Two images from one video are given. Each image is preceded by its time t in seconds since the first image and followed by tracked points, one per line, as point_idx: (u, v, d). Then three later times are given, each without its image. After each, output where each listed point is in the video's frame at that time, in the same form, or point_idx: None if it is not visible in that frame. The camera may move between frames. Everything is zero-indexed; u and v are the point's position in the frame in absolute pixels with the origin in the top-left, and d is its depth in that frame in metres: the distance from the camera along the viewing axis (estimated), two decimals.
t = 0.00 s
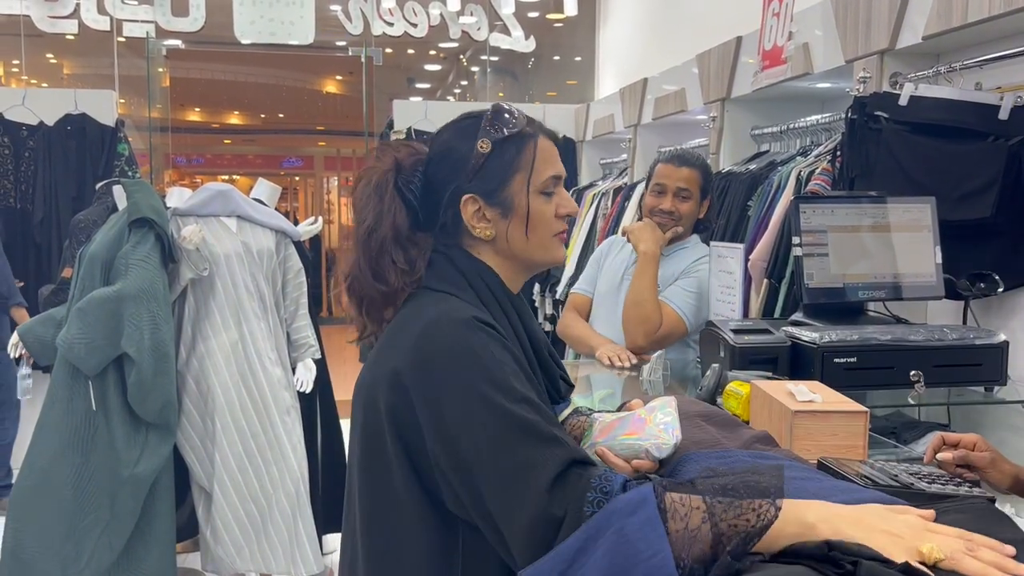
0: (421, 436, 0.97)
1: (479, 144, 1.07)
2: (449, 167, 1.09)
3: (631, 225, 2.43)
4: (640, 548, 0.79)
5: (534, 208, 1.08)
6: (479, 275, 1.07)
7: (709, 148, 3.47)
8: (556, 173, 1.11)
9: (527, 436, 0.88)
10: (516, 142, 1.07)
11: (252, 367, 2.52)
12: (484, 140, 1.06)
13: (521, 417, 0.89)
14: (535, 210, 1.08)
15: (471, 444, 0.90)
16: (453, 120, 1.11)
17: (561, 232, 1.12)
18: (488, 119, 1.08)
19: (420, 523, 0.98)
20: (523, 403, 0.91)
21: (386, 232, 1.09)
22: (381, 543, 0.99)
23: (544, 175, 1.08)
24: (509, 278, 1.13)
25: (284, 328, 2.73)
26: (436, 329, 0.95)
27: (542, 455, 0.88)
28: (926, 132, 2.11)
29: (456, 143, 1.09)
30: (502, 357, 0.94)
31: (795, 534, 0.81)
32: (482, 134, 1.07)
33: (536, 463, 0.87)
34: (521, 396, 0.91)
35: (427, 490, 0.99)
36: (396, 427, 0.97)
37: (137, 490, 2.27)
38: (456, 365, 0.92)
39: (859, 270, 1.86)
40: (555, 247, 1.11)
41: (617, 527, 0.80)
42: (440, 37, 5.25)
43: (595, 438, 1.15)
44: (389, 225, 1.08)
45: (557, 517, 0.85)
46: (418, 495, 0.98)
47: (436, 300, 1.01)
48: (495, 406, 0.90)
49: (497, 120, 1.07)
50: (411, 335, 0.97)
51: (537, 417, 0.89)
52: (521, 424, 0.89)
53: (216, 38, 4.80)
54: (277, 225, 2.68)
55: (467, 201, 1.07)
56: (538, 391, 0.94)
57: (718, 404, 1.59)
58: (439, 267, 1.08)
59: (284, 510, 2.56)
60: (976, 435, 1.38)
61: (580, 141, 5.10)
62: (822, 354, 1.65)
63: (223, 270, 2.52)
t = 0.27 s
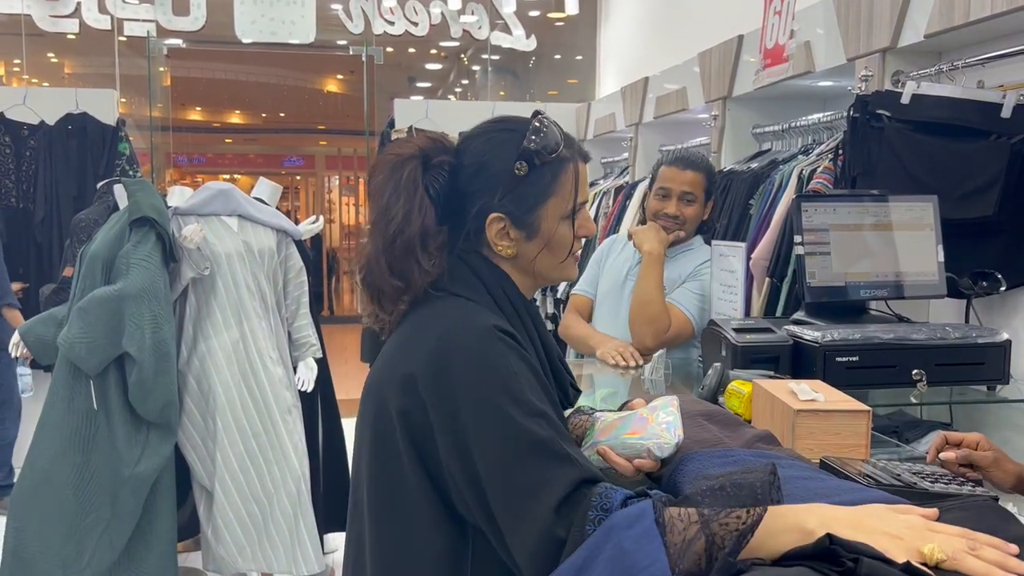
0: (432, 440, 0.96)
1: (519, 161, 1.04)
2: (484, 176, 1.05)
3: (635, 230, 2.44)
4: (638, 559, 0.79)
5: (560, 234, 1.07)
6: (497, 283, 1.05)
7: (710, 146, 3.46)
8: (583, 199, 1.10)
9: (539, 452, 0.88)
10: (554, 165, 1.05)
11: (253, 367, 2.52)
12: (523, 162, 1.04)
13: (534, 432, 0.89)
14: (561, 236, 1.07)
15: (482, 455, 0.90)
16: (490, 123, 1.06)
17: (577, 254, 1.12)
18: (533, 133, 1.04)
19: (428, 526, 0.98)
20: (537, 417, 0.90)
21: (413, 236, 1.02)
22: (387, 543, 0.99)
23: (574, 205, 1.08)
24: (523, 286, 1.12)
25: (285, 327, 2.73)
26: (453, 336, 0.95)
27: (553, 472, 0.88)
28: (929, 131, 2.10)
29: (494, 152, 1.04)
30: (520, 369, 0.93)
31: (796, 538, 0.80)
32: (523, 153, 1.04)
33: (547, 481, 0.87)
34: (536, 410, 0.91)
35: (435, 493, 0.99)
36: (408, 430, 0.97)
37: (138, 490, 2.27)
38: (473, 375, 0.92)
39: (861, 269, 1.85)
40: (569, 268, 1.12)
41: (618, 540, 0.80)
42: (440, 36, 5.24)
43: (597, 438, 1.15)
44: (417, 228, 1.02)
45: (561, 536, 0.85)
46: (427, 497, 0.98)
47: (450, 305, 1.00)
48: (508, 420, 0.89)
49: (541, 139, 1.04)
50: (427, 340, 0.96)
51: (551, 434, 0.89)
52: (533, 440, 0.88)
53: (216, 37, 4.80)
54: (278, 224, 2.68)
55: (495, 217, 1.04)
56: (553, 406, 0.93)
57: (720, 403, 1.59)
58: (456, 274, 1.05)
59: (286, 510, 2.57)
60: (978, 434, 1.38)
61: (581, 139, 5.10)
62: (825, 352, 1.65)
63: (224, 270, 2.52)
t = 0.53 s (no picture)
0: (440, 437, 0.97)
1: (534, 160, 1.03)
2: (500, 173, 1.04)
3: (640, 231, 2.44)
4: (641, 559, 0.79)
5: (571, 235, 1.07)
6: (506, 281, 1.05)
7: (711, 145, 3.46)
8: (596, 201, 1.09)
9: (546, 452, 0.88)
10: (569, 166, 1.05)
11: (255, 366, 2.52)
12: (539, 160, 1.03)
13: (541, 432, 0.88)
14: (572, 237, 1.07)
15: (489, 453, 0.90)
16: (507, 121, 1.06)
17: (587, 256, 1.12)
18: (549, 133, 1.04)
19: (433, 523, 0.98)
20: (544, 417, 0.90)
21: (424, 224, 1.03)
22: (393, 539, 0.99)
23: (587, 207, 1.07)
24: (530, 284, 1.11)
25: (287, 326, 2.72)
26: (462, 334, 0.95)
27: (558, 472, 0.87)
28: (931, 129, 2.10)
29: (510, 150, 1.04)
30: (528, 368, 0.93)
31: (798, 538, 0.80)
32: (539, 152, 1.03)
33: (553, 480, 0.87)
34: (544, 410, 0.90)
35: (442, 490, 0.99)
36: (416, 427, 0.97)
37: (140, 489, 2.27)
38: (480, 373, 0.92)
39: (862, 268, 1.85)
40: (578, 269, 1.12)
41: (620, 540, 0.80)
42: (442, 35, 5.24)
43: (599, 438, 1.14)
44: (432, 217, 1.02)
45: (565, 536, 0.85)
46: (434, 494, 0.98)
47: (458, 303, 1.00)
48: (516, 420, 0.89)
49: (557, 139, 1.04)
50: (435, 338, 0.96)
51: (557, 433, 0.89)
52: (540, 439, 0.88)
53: (217, 36, 4.80)
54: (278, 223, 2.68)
55: (507, 215, 1.04)
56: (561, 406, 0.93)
57: (721, 402, 1.59)
58: (466, 271, 1.05)
59: (287, 510, 2.57)
60: (981, 433, 1.37)
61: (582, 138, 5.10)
62: (827, 351, 1.65)
63: (227, 269, 2.52)
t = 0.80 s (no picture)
0: (438, 437, 0.96)
1: (533, 160, 1.03)
2: (499, 172, 1.04)
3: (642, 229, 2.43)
4: (641, 558, 0.78)
5: (570, 236, 1.06)
6: (505, 281, 1.05)
7: (712, 144, 3.46)
8: (596, 202, 1.09)
9: (545, 452, 0.88)
10: (568, 166, 1.05)
11: (256, 365, 2.52)
12: (538, 159, 1.03)
13: (540, 431, 0.88)
14: (571, 238, 1.07)
15: (488, 453, 0.90)
16: (506, 121, 1.07)
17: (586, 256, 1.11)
18: (548, 132, 1.04)
19: (431, 523, 0.98)
20: (544, 416, 0.90)
21: (423, 222, 1.03)
22: (392, 537, 0.99)
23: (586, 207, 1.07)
24: (530, 286, 1.11)
25: (287, 325, 2.72)
26: (460, 334, 0.94)
27: (557, 471, 0.87)
28: (932, 128, 2.10)
29: (508, 150, 1.04)
30: (528, 367, 0.93)
31: (798, 538, 0.80)
32: (538, 151, 1.03)
33: (552, 480, 0.87)
34: (544, 409, 0.90)
35: (441, 489, 0.99)
36: (414, 426, 0.97)
37: (141, 488, 2.27)
38: (479, 372, 0.92)
39: (863, 267, 1.85)
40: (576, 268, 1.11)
41: (619, 540, 0.79)
42: (442, 34, 5.24)
43: (600, 437, 1.14)
44: (430, 216, 1.03)
45: (564, 537, 0.85)
46: (433, 493, 0.98)
47: (457, 302, 1.00)
48: (515, 419, 0.89)
49: (556, 138, 1.03)
50: (434, 338, 0.96)
51: (556, 433, 0.89)
52: (539, 438, 0.88)
53: (218, 35, 4.80)
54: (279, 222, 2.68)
55: (505, 214, 1.04)
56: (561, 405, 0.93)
57: (722, 402, 1.59)
58: (465, 271, 1.05)
59: (288, 509, 2.56)
60: (981, 432, 1.37)
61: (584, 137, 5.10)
62: (828, 351, 1.65)
63: (228, 269, 2.52)
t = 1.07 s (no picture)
0: (438, 435, 0.97)
1: (530, 158, 1.04)
2: (496, 171, 1.05)
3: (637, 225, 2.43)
4: (641, 555, 0.78)
5: (569, 234, 1.07)
6: (504, 279, 1.05)
7: (713, 144, 3.46)
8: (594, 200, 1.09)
9: (544, 451, 0.88)
10: (566, 164, 1.05)
11: (257, 364, 2.52)
12: (536, 157, 1.03)
13: (539, 429, 0.89)
14: (570, 236, 1.07)
15: (487, 451, 0.90)
16: (504, 119, 1.07)
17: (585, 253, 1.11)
18: (546, 130, 1.04)
19: (431, 521, 0.98)
20: (543, 415, 0.90)
21: (421, 221, 1.03)
22: (390, 537, 0.99)
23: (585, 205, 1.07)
24: (529, 286, 1.12)
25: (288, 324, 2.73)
26: (460, 333, 0.95)
27: (557, 470, 0.87)
28: (932, 127, 2.10)
29: (506, 149, 1.05)
30: (527, 365, 0.93)
31: (797, 537, 0.80)
32: (535, 150, 1.04)
33: (552, 478, 0.87)
34: (543, 408, 0.91)
35: (441, 487, 0.99)
36: (414, 425, 0.97)
37: (142, 488, 2.27)
38: (479, 370, 0.92)
39: (863, 266, 1.85)
40: (575, 266, 1.11)
41: (619, 537, 0.79)
42: (443, 33, 5.24)
43: (600, 436, 1.15)
44: (428, 215, 1.03)
45: (564, 534, 0.85)
46: (431, 492, 0.98)
47: (457, 300, 1.00)
48: (514, 417, 0.89)
49: (554, 137, 1.04)
50: (433, 337, 0.97)
51: (555, 432, 0.89)
52: (538, 437, 0.88)
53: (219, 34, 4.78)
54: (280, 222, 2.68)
55: (503, 213, 1.04)
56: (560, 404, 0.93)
57: (722, 400, 1.59)
58: (464, 269, 1.05)
59: (289, 510, 2.56)
60: (981, 430, 1.38)
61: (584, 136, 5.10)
62: (828, 349, 1.65)
63: (228, 268, 2.52)
